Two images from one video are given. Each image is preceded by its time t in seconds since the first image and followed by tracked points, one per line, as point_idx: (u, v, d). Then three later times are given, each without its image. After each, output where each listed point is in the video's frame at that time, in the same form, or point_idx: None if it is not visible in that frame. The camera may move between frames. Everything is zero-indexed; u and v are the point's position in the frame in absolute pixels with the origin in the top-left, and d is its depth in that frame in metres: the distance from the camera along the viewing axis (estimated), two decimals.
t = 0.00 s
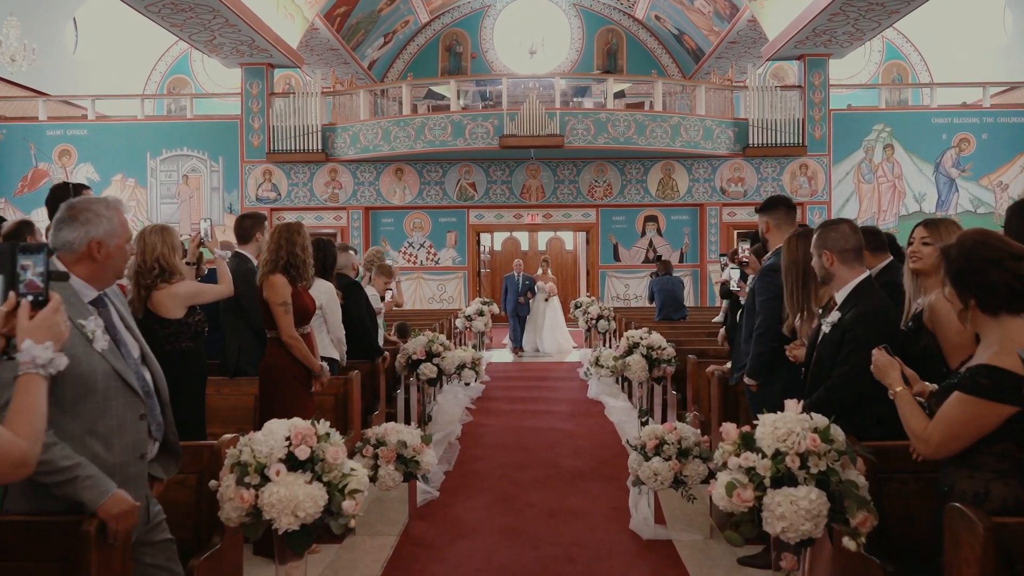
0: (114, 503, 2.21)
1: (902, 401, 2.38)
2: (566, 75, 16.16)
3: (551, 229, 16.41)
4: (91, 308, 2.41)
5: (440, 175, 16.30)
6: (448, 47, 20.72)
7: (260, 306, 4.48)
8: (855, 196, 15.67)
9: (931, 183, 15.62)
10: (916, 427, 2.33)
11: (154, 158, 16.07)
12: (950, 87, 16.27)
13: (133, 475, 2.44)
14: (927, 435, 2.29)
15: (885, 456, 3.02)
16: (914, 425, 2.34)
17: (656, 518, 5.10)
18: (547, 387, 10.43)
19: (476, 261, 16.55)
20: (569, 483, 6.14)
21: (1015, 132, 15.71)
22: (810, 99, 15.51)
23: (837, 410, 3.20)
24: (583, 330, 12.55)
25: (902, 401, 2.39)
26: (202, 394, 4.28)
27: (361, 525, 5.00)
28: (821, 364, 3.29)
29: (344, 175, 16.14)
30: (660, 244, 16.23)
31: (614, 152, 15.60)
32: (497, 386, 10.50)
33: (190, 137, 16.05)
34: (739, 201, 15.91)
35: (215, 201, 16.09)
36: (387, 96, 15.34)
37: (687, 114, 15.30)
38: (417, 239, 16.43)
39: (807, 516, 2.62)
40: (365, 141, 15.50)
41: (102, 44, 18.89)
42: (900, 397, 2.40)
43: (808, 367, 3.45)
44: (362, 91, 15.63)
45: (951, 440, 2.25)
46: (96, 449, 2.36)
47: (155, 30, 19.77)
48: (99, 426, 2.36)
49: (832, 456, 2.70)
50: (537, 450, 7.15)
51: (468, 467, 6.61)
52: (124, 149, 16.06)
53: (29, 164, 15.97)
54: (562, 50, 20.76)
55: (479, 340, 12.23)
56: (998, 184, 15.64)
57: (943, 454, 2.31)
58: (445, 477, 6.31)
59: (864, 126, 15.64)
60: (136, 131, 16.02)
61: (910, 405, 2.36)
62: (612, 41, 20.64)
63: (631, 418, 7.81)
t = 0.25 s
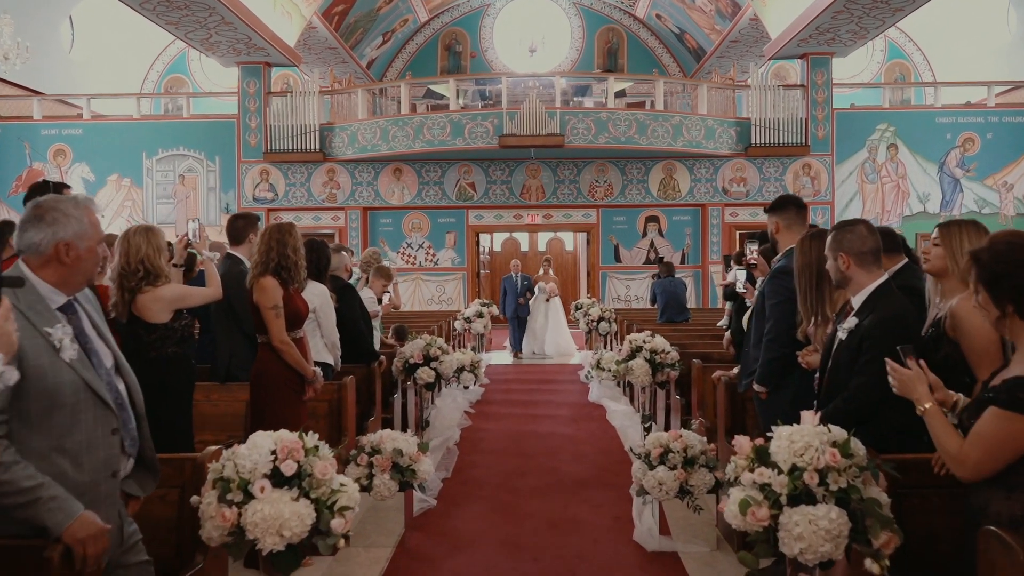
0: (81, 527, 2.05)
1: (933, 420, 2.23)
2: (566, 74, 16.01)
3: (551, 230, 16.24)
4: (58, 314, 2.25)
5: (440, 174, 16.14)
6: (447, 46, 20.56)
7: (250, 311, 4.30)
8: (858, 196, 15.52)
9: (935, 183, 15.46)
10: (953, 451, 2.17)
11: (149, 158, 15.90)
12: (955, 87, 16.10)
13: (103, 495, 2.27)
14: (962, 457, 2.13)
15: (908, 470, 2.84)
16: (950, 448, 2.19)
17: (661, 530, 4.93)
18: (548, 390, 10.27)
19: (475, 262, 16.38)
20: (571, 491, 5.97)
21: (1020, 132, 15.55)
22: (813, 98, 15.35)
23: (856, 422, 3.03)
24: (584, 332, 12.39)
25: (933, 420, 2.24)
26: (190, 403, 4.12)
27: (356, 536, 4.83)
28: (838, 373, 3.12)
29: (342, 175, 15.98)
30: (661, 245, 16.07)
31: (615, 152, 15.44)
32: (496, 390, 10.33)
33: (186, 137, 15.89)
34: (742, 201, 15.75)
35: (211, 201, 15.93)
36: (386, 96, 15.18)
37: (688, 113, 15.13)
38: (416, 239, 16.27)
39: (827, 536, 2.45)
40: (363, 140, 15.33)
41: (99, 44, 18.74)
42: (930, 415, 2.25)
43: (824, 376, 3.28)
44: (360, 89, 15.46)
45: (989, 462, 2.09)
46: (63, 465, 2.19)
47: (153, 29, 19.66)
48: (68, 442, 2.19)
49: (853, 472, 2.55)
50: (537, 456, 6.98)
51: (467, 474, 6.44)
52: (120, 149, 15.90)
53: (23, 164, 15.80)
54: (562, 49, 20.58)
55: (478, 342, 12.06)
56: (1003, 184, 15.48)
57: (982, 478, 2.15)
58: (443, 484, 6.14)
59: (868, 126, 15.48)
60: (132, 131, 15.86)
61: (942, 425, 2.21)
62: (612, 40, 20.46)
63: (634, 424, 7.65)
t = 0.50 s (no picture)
0: (41, 548, 1.88)
1: (975, 441, 2.10)
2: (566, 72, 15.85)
3: (551, 230, 16.07)
4: (22, 319, 2.08)
5: (438, 174, 15.97)
6: (446, 45, 20.40)
7: (238, 313, 4.13)
8: (862, 196, 15.37)
9: (939, 182, 15.30)
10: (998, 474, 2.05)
11: (145, 157, 15.75)
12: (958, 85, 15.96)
13: (68, 512, 2.11)
14: (1010, 482, 2.02)
15: (931, 483, 2.67)
16: (993, 471, 2.07)
17: (665, 539, 4.76)
18: (548, 393, 10.10)
19: (475, 262, 16.21)
20: (571, 497, 5.81)
21: None
22: (815, 97, 15.19)
23: (875, 430, 2.86)
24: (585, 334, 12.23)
25: (974, 441, 2.11)
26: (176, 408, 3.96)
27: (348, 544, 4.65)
28: (855, 379, 2.95)
29: (340, 174, 15.82)
30: (662, 245, 15.90)
31: (615, 151, 15.28)
32: (495, 392, 10.16)
33: (183, 136, 15.73)
34: (743, 201, 15.59)
35: (208, 201, 15.76)
36: (385, 94, 15.03)
37: (690, 112, 14.97)
38: (415, 240, 16.11)
39: (848, 556, 2.30)
40: (361, 139, 15.17)
41: (95, 42, 18.60)
42: (971, 435, 2.12)
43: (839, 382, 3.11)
44: (358, 88, 15.31)
45: None
46: (24, 480, 2.02)
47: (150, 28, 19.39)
48: (29, 456, 2.03)
49: (875, 487, 2.39)
50: (537, 460, 6.81)
51: (465, 479, 6.27)
52: (115, 148, 15.74)
53: (17, 163, 15.63)
54: (562, 47, 20.41)
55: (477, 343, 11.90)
56: (1008, 184, 15.32)
57: None
58: (440, 490, 5.97)
59: (871, 125, 15.32)
60: (128, 130, 15.70)
61: (985, 446, 2.09)
62: (613, 39, 20.30)
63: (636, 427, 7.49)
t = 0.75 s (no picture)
0: None
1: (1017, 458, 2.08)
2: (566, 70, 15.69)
3: (551, 230, 15.90)
4: None
5: (437, 173, 15.81)
6: (445, 44, 20.24)
7: (225, 314, 3.96)
8: (865, 195, 15.21)
9: (944, 181, 15.13)
10: None
11: (141, 156, 15.59)
12: (962, 83, 15.80)
13: (24, 529, 1.94)
14: None
15: (956, 495, 2.49)
16: None
17: (669, 548, 4.59)
18: (548, 395, 9.94)
19: (474, 262, 16.04)
20: (571, 503, 5.64)
21: None
22: (818, 95, 15.03)
23: (896, 438, 2.70)
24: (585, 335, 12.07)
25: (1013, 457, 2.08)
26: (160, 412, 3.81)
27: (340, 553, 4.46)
28: (873, 384, 2.78)
29: (338, 173, 15.66)
30: (663, 245, 15.73)
31: (615, 150, 15.11)
32: (494, 394, 9.99)
33: (179, 135, 15.57)
34: (745, 200, 15.42)
35: (204, 200, 15.60)
36: (383, 92, 14.88)
37: (691, 110, 14.81)
38: (413, 239, 15.93)
39: None
40: (359, 138, 15.00)
41: (92, 40, 18.46)
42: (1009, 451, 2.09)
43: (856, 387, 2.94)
44: (355, 86, 15.14)
45: None
46: None
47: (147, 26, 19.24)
48: None
49: (898, 500, 2.24)
50: (536, 464, 6.64)
51: (462, 485, 6.11)
52: (110, 147, 15.58)
53: (12, 162, 15.49)
54: (562, 45, 20.25)
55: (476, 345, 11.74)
56: (1013, 183, 15.15)
57: None
58: (436, 496, 5.80)
59: (874, 124, 15.17)
60: (123, 128, 15.54)
61: None
62: (613, 38, 20.13)
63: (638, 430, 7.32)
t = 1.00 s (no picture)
0: None
1: None
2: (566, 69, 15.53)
3: (551, 230, 15.74)
4: None
5: (436, 172, 15.65)
6: (444, 43, 20.09)
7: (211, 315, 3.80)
8: (868, 195, 15.05)
9: (948, 181, 14.98)
10: None
11: (136, 155, 15.42)
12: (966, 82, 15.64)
13: None
14: None
15: (984, 511, 2.33)
16: None
17: (673, 559, 4.43)
18: (548, 397, 9.77)
19: (473, 262, 15.87)
20: (571, 511, 5.48)
21: None
22: (821, 93, 14.88)
23: (918, 446, 2.54)
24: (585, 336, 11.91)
25: None
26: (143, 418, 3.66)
27: (331, 563, 4.32)
28: (893, 391, 2.62)
29: (335, 173, 15.50)
30: (664, 245, 15.57)
31: (616, 149, 14.95)
32: (492, 396, 9.83)
33: (174, 134, 15.42)
34: (747, 200, 15.26)
35: (200, 200, 15.44)
36: (382, 91, 14.72)
37: (692, 108, 14.65)
38: (411, 239, 15.76)
39: None
40: (357, 137, 14.84)
41: (88, 38, 18.31)
42: None
43: (874, 393, 2.78)
44: (353, 85, 14.98)
45: None
46: None
47: (144, 24, 19.07)
48: None
49: (924, 519, 2.07)
50: (535, 470, 6.48)
51: (459, 491, 5.95)
52: (105, 146, 15.42)
53: (6, 161, 15.33)
54: (562, 44, 20.07)
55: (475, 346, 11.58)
56: (1018, 183, 14.98)
57: None
58: (432, 503, 5.64)
59: (878, 123, 15.02)
60: (119, 127, 15.38)
61: None
62: (614, 37, 19.96)
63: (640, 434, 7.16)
